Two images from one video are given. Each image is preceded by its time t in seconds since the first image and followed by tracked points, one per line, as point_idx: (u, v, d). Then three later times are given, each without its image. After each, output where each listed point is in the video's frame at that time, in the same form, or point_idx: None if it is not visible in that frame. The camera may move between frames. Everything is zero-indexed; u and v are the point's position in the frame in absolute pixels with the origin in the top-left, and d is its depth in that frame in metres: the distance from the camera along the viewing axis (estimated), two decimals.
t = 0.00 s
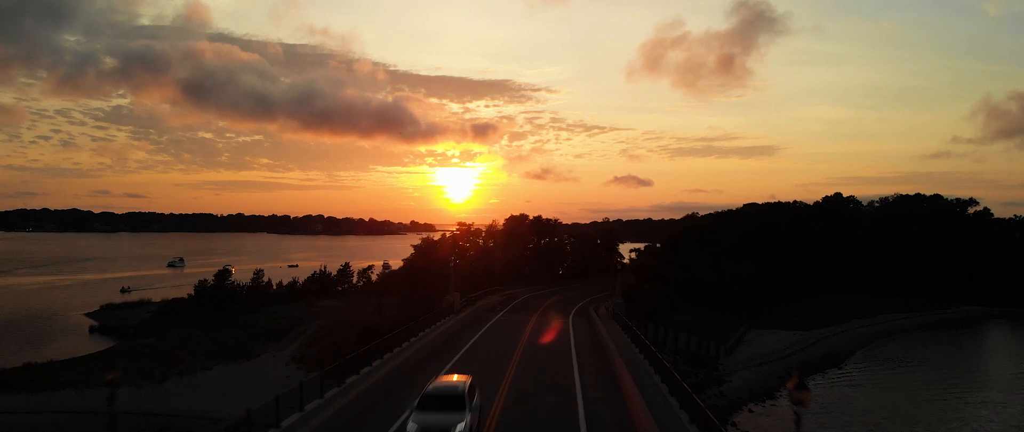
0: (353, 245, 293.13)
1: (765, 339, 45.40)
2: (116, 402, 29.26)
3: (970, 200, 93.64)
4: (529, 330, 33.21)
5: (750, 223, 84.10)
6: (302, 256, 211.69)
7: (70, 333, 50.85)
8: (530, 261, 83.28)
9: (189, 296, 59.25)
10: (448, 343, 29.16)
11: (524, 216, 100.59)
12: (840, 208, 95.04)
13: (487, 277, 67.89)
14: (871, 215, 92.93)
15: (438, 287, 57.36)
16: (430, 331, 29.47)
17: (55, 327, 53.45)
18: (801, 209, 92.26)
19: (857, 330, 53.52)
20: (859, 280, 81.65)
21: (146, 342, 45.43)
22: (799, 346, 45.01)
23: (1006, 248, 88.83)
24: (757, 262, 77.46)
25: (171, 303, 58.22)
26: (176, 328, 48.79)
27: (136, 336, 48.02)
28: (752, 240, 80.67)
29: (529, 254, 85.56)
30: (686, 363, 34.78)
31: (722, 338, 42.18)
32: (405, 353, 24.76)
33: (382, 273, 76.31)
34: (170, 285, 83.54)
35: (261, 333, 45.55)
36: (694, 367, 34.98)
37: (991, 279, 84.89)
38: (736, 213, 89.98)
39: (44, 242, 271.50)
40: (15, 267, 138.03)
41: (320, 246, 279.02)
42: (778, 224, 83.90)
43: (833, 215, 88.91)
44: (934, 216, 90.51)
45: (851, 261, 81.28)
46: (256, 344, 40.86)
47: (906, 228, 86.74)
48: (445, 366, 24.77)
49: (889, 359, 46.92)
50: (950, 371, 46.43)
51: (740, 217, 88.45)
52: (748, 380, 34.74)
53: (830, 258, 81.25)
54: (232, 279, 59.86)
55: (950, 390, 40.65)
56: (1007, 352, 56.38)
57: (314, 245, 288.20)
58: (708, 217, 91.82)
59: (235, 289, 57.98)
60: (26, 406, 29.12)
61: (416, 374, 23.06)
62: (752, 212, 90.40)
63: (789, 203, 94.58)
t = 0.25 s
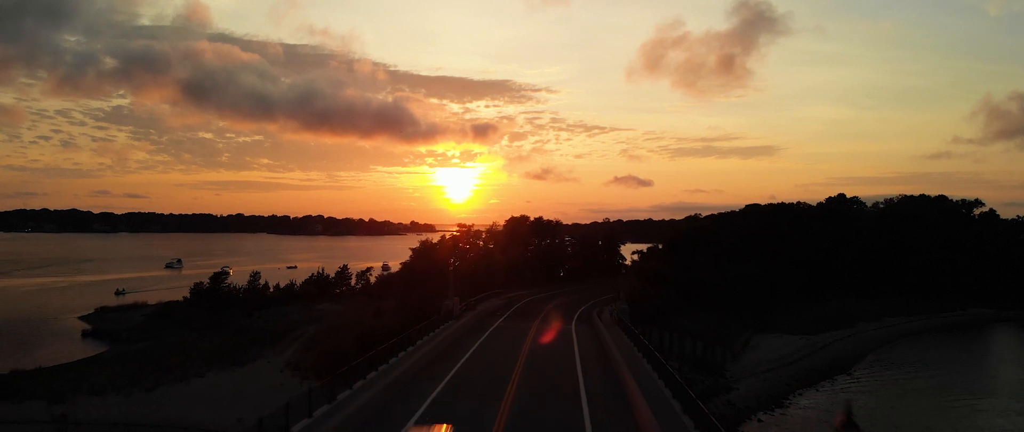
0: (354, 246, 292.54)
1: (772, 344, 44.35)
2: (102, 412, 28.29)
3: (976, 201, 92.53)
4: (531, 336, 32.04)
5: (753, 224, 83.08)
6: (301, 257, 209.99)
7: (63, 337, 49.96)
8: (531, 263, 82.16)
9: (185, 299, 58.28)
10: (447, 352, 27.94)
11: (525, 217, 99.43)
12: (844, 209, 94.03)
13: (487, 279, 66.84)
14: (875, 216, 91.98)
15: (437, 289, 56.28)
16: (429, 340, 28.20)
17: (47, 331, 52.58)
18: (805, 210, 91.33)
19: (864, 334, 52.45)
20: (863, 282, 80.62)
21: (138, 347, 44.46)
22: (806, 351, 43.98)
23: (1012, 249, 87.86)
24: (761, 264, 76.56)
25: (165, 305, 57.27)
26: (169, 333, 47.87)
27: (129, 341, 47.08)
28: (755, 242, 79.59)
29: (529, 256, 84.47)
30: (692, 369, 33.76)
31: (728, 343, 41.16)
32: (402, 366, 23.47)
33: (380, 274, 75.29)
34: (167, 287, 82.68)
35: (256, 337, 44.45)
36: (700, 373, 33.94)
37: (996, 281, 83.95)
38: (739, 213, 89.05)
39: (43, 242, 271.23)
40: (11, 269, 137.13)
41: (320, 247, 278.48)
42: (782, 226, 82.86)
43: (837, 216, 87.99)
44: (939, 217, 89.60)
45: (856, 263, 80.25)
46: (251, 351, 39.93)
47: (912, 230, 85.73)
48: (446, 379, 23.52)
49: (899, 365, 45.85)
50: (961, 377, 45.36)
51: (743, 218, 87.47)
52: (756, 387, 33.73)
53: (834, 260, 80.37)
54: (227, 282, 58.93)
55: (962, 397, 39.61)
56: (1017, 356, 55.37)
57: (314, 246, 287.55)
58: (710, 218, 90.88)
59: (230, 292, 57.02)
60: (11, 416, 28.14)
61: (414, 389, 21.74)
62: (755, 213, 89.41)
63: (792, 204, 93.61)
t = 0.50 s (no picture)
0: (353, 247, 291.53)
1: (779, 349, 43.39)
2: (87, 423, 27.22)
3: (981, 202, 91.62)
4: (533, 342, 31.01)
5: (757, 225, 82.09)
6: (300, 258, 209.03)
7: (54, 341, 49.02)
8: (532, 266, 81.13)
9: (179, 302, 57.33)
10: (446, 361, 26.62)
11: (526, 218, 98.35)
12: (848, 210, 93.11)
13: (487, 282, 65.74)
14: (879, 217, 91.07)
15: (437, 292, 55.33)
16: (427, 349, 26.84)
17: (39, 335, 51.65)
18: (808, 211, 90.37)
19: (871, 338, 51.53)
20: (868, 284, 79.62)
21: (132, 352, 43.58)
22: (814, 356, 43.02)
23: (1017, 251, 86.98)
24: (764, 266, 75.59)
25: (160, 309, 56.31)
26: (164, 337, 46.99)
27: (123, 345, 46.19)
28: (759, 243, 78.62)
29: (530, 258, 83.42)
30: (699, 376, 32.80)
31: (734, 348, 40.20)
32: (399, 379, 22.07)
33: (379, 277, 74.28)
34: (163, 289, 81.85)
35: (250, 343, 43.30)
36: (707, 380, 32.98)
37: (1001, 284, 83.07)
38: (741, 215, 88.10)
39: (43, 243, 271.14)
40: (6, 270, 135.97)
41: (321, 247, 278.05)
42: (786, 227, 81.88)
43: (840, 218, 87.04)
44: (944, 218, 88.67)
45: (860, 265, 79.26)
46: (246, 357, 39.06)
47: (916, 231, 84.82)
48: (445, 392, 22.07)
49: (907, 370, 44.91)
50: (971, 383, 44.48)
51: (746, 219, 86.49)
52: (765, 395, 32.77)
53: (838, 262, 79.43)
54: (223, 285, 57.98)
55: (974, 404, 38.69)
56: None
57: (314, 246, 286.51)
58: (712, 219, 89.90)
59: (226, 295, 56.07)
60: None
61: (412, 404, 20.31)
62: (758, 214, 88.43)
63: (796, 205, 92.67)
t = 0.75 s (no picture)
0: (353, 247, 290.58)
1: (785, 354, 42.45)
2: None
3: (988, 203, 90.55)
4: (535, 347, 30.10)
5: (760, 226, 81.07)
6: (299, 258, 208.06)
7: (45, 346, 48.02)
8: (532, 268, 80.08)
9: (174, 306, 56.33)
10: (446, 369, 25.71)
11: (526, 219, 97.24)
12: (852, 211, 92.08)
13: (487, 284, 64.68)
14: (883, 218, 90.09)
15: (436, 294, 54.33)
16: (425, 359, 25.50)
17: (31, 339, 50.70)
18: (812, 212, 89.49)
19: (879, 342, 50.60)
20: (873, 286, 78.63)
21: (125, 357, 42.65)
22: (821, 361, 42.09)
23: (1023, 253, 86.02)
24: (768, 268, 74.71)
25: (154, 312, 55.30)
26: (157, 341, 46.04)
27: (115, 350, 45.25)
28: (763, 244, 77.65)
29: (531, 260, 82.34)
30: (705, 384, 31.85)
31: (740, 354, 39.26)
32: (394, 393, 20.62)
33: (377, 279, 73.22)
34: (160, 291, 80.94)
35: (244, 349, 42.18)
36: (714, 388, 32.01)
37: (1007, 286, 82.11)
38: (744, 216, 87.11)
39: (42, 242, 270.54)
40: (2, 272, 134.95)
41: (321, 247, 277.51)
42: (789, 228, 80.88)
43: (845, 218, 86.18)
44: (949, 219, 87.75)
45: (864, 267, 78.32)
46: (241, 363, 38.13)
47: (921, 233, 83.85)
48: (444, 404, 20.91)
49: (916, 376, 43.99)
50: (982, 388, 43.56)
51: (749, 220, 85.51)
52: (773, 404, 31.82)
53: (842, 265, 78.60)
54: (218, 288, 56.96)
55: (986, 411, 37.79)
56: None
57: (313, 247, 285.66)
58: (715, 220, 88.91)
59: (221, 298, 55.07)
60: None
61: (408, 420, 18.96)
62: (761, 215, 87.45)
63: (799, 206, 91.67)
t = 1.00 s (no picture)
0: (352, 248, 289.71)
1: (792, 359, 41.57)
2: None
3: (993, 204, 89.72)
4: (538, 354, 29.24)
5: (763, 227, 80.15)
6: (298, 259, 207.33)
7: (37, 351, 47.11)
8: (532, 270, 79.20)
9: (168, 309, 55.40)
10: (447, 377, 24.83)
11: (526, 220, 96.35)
12: (855, 211, 91.20)
13: (487, 287, 63.71)
14: (886, 220, 89.21)
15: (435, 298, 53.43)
16: (424, 368, 24.46)
17: (23, 343, 49.77)
18: (815, 213, 88.61)
19: (885, 346, 49.75)
20: (878, 288, 77.73)
21: (118, 362, 41.78)
22: (829, 366, 41.21)
23: None
24: (771, 270, 73.83)
25: (148, 315, 54.37)
26: (151, 346, 45.17)
27: (108, 355, 44.37)
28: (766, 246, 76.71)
29: (531, 262, 81.43)
30: (712, 392, 30.96)
31: (746, 360, 38.36)
32: (394, 405, 19.56)
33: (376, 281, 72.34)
34: (156, 293, 80.05)
35: (239, 354, 41.27)
36: (722, 396, 31.10)
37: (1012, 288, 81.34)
38: (747, 217, 86.17)
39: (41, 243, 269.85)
40: None
41: (320, 248, 277.20)
42: (793, 230, 79.96)
43: (848, 219, 85.32)
44: (952, 220, 86.96)
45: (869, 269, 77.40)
46: (235, 370, 37.27)
47: (925, 235, 83.00)
48: (447, 415, 20.04)
49: (925, 381, 43.14)
50: (992, 394, 42.75)
51: (752, 220, 84.54)
52: (782, 412, 30.94)
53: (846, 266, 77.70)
54: (214, 291, 56.04)
55: (998, 417, 36.94)
56: None
57: (312, 247, 284.91)
58: (717, 221, 87.95)
59: (217, 301, 54.18)
60: None
61: None
62: (764, 216, 86.52)
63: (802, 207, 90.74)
